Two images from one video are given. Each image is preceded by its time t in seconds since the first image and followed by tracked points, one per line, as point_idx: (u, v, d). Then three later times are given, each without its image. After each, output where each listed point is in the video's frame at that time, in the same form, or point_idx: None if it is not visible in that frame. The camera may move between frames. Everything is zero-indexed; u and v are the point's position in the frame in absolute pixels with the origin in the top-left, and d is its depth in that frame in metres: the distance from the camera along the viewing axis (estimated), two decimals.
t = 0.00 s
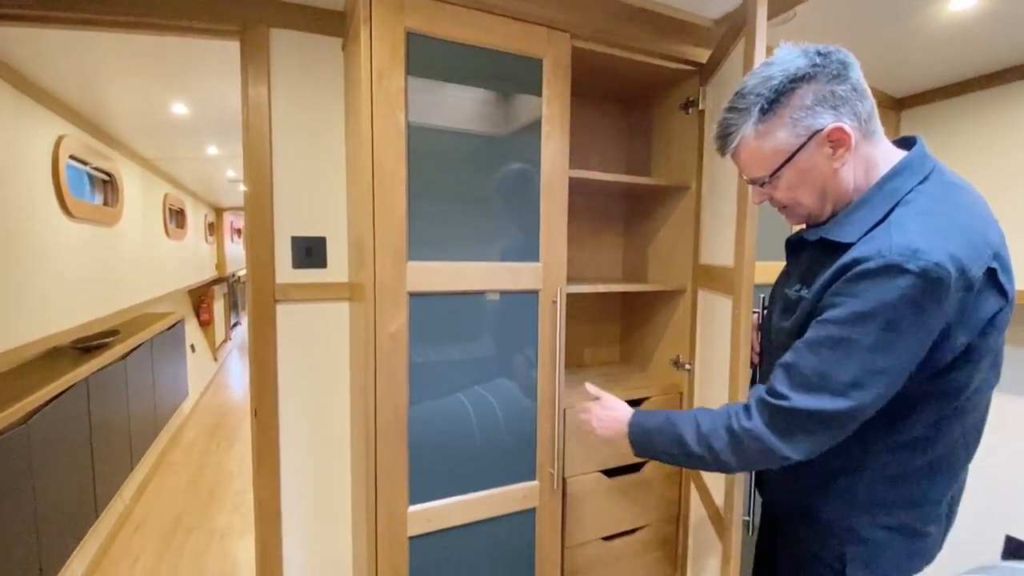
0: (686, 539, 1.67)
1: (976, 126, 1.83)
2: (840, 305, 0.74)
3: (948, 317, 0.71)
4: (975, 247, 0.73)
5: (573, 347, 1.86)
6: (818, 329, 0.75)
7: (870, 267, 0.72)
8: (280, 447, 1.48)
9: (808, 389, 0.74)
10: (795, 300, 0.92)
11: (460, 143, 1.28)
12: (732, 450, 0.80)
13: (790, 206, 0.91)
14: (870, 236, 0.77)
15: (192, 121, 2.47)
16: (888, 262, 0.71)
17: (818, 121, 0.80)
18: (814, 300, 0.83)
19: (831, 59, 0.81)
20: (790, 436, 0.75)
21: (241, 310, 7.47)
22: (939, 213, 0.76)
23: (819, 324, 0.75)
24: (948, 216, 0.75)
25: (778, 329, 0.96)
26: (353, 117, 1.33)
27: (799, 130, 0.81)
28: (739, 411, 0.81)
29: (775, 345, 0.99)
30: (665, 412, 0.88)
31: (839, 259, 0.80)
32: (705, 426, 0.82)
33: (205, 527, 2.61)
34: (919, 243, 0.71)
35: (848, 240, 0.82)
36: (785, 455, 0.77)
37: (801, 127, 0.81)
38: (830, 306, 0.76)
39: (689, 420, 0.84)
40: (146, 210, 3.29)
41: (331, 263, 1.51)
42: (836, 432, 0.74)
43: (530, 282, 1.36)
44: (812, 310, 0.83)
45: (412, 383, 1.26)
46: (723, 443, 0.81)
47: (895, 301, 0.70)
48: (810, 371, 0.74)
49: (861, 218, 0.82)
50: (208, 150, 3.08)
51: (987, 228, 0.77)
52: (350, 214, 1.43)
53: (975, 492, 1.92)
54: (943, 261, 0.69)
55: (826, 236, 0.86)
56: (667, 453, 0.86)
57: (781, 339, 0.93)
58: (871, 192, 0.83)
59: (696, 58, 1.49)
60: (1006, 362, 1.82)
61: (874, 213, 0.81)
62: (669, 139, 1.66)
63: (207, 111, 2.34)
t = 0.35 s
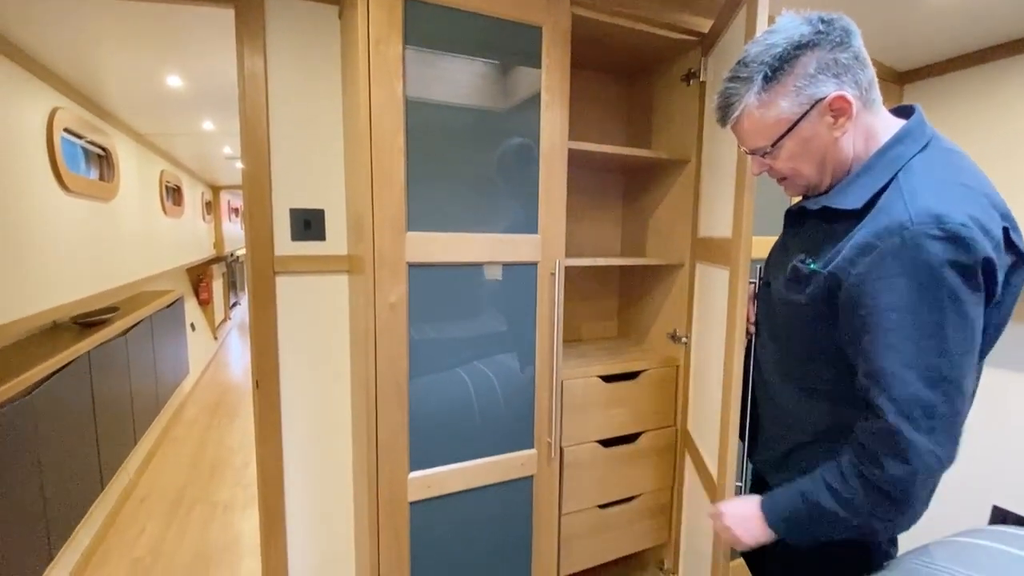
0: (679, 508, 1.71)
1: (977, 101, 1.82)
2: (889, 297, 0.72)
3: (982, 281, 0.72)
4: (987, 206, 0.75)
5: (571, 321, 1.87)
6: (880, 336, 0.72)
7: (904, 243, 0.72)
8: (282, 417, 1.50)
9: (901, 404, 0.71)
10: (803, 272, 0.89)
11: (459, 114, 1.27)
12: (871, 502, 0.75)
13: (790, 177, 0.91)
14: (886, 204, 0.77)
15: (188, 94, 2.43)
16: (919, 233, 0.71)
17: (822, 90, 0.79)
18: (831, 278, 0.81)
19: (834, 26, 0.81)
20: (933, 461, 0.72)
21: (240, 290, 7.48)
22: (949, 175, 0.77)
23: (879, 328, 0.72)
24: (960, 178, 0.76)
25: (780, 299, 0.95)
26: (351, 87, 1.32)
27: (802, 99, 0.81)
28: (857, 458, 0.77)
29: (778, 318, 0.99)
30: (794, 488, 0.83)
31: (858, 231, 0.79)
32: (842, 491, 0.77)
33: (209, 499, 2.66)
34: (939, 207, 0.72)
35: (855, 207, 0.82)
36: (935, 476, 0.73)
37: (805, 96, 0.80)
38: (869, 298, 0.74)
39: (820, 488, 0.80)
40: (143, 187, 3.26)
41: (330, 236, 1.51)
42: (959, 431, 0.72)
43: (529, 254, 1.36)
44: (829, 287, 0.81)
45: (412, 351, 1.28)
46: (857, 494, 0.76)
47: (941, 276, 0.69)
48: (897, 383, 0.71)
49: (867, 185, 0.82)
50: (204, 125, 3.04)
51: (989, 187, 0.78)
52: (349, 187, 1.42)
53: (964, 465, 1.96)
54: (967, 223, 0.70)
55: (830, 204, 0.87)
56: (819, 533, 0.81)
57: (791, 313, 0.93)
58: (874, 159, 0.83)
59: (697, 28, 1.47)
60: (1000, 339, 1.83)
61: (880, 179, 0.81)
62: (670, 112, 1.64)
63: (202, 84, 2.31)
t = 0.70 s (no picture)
0: (676, 475, 1.75)
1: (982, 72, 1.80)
2: (911, 263, 0.73)
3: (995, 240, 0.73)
4: (997, 165, 0.75)
5: (571, 295, 1.89)
6: (910, 304, 0.72)
7: (920, 206, 0.72)
8: (286, 387, 1.53)
9: (936, 368, 0.72)
10: (809, 239, 0.90)
11: (459, 83, 1.26)
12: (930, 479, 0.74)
13: (791, 143, 0.91)
14: (896, 167, 0.77)
15: (182, 66, 2.40)
16: (934, 195, 0.71)
17: (827, 55, 0.79)
18: (845, 246, 0.81)
19: None
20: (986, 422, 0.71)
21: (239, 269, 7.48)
22: (957, 136, 0.78)
23: (909, 298, 0.73)
24: (967, 139, 0.77)
25: (783, 266, 0.96)
26: (349, 54, 1.30)
27: (807, 64, 0.80)
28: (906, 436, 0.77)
29: (779, 287, 0.99)
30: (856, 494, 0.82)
31: (871, 198, 0.79)
32: (901, 483, 0.77)
33: (215, 471, 2.72)
34: (952, 167, 0.73)
35: (861, 172, 0.82)
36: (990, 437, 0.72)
37: (810, 61, 0.80)
38: (890, 266, 0.75)
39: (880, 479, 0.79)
40: (139, 163, 3.24)
41: (331, 207, 1.51)
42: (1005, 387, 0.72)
43: (529, 225, 1.36)
44: (842, 254, 0.82)
45: (414, 321, 1.29)
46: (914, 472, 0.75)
47: (960, 236, 0.70)
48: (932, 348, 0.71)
49: (873, 149, 0.82)
50: (199, 99, 3.00)
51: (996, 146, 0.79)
52: (348, 158, 1.42)
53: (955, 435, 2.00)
54: (980, 181, 0.71)
55: (835, 170, 0.87)
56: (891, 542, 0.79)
57: (796, 282, 0.93)
58: (881, 124, 0.82)
59: None
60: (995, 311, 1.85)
61: (885, 143, 0.81)
62: (671, 83, 1.63)
63: (197, 56, 2.27)
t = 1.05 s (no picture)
0: (673, 441, 1.80)
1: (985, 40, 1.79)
2: (894, 224, 0.74)
3: (981, 204, 0.75)
4: (990, 129, 0.77)
5: (571, 267, 1.90)
6: (889, 264, 0.74)
7: (911, 167, 0.73)
8: (292, 356, 1.55)
9: (906, 328, 0.74)
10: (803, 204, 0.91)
11: (460, 51, 1.26)
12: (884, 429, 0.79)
13: (786, 106, 0.93)
14: (891, 130, 0.78)
15: (177, 38, 2.36)
16: (926, 157, 0.72)
17: (825, 16, 0.79)
18: (835, 209, 0.82)
19: None
20: (943, 379, 0.76)
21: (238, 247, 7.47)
22: (952, 100, 0.79)
23: (887, 258, 0.74)
24: (961, 105, 0.78)
25: (778, 231, 0.97)
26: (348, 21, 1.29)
27: (804, 26, 0.80)
28: (861, 382, 0.81)
29: (773, 252, 1.01)
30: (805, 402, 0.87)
31: (863, 161, 0.80)
32: (844, 418, 0.81)
33: (222, 443, 2.78)
34: (944, 131, 0.74)
35: (857, 135, 0.83)
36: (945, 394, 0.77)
37: (808, 23, 0.80)
38: (874, 227, 0.76)
39: (832, 405, 0.83)
40: (136, 138, 3.21)
41: (332, 178, 1.51)
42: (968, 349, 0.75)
43: (530, 195, 1.37)
44: (832, 217, 0.83)
45: (417, 290, 1.31)
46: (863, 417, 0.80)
47: (944, 199, 0.71)
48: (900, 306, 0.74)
49: (870, 112, 0.83)
50: (194, 72, 2.97)
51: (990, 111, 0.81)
52: (349, 128, 1.42)
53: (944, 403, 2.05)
54: (970, 145, 0.72)
55: (831, 134, 0.88)
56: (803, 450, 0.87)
57: (787, 245, 0.95)
58: (879, 87, 0.83)
59: None
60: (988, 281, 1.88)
61: (882, 106, 0.82)
62: (672, 52, 1.62)
63: (191, 28, 2.24)
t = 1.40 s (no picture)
0: (668, 415, 1.84)
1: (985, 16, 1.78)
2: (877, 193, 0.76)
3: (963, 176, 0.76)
4: (979, 105, 0.78)
5: (570, 245, 1.92)
6: (866, 232, 0.76)
7: (898, 138, 0.75)
8: (295, 331, 1.58)
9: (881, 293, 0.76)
10: (794, 174, 0.92)
11: (460, 25, 1.25)
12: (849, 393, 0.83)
13: (783, 68, 0.92)
14: (883, 101, 0.79)
15: (171, 12, 2.33)
16: (913, 128, 0.74)
17: None
18: (825, 177, 0.84)
19: None
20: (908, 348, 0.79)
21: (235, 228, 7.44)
22: (945, 73, 0.80)
23: (867, 223, 0.76)
24: (953, 78, 0.79)
25: (771, 203, 0.99)
26: None
27: None
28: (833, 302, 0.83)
29: (765, 223, 1.03)
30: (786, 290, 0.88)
31: (853, 130, 0.81)
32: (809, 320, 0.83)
33: (226, 419, 2.83)
34: (933, 102, 0.75)
35: (850, 106, 0.85)
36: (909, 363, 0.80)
37: None
38: (857, 196, 0.78)
39: (806, 307, 0.84)
40: (131, 115, 3.18)
41: (332, 154, 1.52)
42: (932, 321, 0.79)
43: (530, 171, 1.38)
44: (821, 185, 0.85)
45: (419, 266, 1.33)
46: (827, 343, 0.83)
47: (926, 171, 0.73)
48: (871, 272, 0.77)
49: (863, 84, 0.84)
50: (189, 48, 2.93)
51: (982, 86, 0.82)
52: (349, 103, 1.42)
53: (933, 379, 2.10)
54: (956, 117, 0.73)
55: (826, 106, 0.89)
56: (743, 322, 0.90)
57: (778, 215, 0.97)
58: (873, 58, 0.84)
59: None
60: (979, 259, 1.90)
61: (875, 78, 0.83)
62: (673, 27, 1.61)
63: (186, 1, 2.20)
